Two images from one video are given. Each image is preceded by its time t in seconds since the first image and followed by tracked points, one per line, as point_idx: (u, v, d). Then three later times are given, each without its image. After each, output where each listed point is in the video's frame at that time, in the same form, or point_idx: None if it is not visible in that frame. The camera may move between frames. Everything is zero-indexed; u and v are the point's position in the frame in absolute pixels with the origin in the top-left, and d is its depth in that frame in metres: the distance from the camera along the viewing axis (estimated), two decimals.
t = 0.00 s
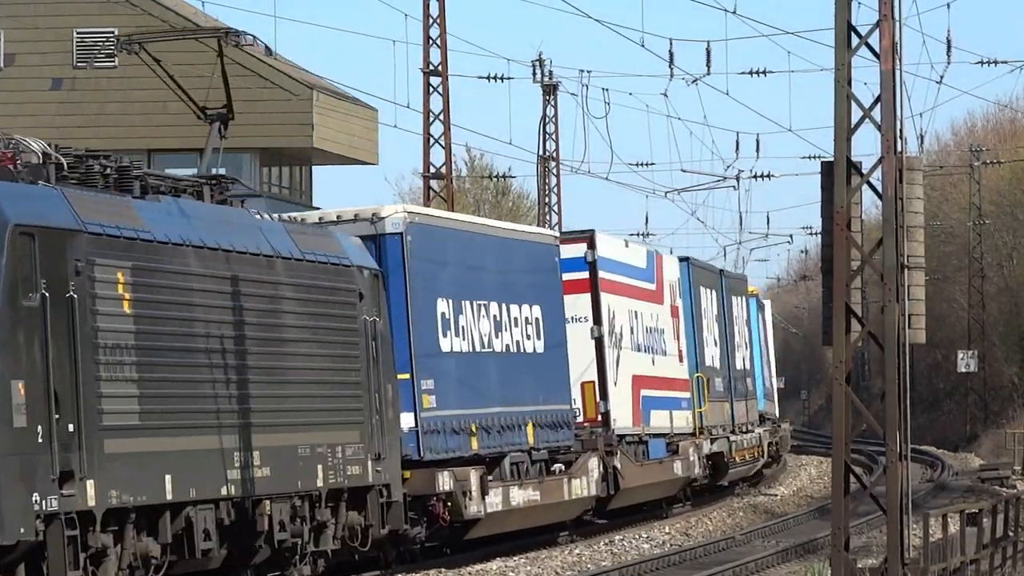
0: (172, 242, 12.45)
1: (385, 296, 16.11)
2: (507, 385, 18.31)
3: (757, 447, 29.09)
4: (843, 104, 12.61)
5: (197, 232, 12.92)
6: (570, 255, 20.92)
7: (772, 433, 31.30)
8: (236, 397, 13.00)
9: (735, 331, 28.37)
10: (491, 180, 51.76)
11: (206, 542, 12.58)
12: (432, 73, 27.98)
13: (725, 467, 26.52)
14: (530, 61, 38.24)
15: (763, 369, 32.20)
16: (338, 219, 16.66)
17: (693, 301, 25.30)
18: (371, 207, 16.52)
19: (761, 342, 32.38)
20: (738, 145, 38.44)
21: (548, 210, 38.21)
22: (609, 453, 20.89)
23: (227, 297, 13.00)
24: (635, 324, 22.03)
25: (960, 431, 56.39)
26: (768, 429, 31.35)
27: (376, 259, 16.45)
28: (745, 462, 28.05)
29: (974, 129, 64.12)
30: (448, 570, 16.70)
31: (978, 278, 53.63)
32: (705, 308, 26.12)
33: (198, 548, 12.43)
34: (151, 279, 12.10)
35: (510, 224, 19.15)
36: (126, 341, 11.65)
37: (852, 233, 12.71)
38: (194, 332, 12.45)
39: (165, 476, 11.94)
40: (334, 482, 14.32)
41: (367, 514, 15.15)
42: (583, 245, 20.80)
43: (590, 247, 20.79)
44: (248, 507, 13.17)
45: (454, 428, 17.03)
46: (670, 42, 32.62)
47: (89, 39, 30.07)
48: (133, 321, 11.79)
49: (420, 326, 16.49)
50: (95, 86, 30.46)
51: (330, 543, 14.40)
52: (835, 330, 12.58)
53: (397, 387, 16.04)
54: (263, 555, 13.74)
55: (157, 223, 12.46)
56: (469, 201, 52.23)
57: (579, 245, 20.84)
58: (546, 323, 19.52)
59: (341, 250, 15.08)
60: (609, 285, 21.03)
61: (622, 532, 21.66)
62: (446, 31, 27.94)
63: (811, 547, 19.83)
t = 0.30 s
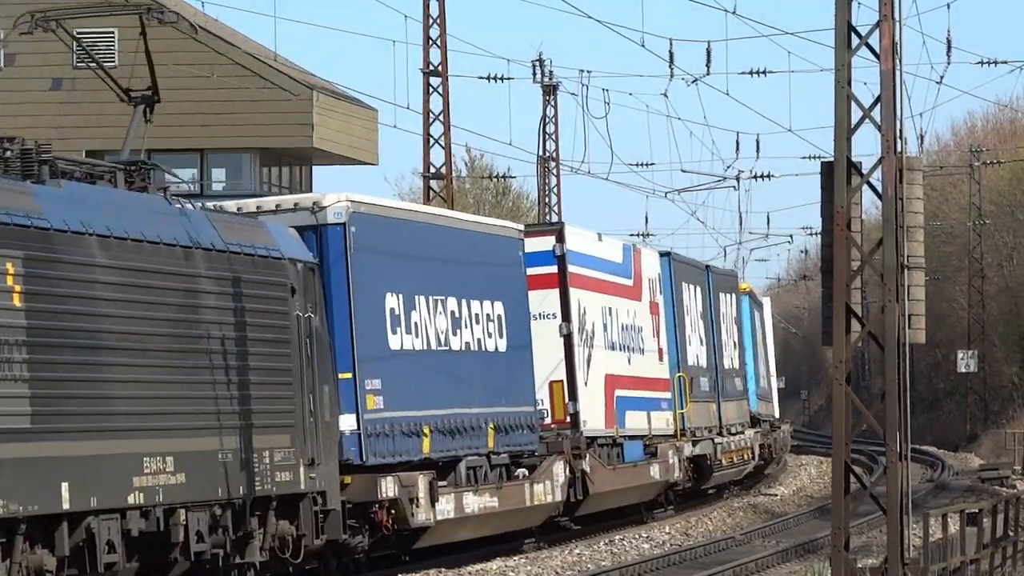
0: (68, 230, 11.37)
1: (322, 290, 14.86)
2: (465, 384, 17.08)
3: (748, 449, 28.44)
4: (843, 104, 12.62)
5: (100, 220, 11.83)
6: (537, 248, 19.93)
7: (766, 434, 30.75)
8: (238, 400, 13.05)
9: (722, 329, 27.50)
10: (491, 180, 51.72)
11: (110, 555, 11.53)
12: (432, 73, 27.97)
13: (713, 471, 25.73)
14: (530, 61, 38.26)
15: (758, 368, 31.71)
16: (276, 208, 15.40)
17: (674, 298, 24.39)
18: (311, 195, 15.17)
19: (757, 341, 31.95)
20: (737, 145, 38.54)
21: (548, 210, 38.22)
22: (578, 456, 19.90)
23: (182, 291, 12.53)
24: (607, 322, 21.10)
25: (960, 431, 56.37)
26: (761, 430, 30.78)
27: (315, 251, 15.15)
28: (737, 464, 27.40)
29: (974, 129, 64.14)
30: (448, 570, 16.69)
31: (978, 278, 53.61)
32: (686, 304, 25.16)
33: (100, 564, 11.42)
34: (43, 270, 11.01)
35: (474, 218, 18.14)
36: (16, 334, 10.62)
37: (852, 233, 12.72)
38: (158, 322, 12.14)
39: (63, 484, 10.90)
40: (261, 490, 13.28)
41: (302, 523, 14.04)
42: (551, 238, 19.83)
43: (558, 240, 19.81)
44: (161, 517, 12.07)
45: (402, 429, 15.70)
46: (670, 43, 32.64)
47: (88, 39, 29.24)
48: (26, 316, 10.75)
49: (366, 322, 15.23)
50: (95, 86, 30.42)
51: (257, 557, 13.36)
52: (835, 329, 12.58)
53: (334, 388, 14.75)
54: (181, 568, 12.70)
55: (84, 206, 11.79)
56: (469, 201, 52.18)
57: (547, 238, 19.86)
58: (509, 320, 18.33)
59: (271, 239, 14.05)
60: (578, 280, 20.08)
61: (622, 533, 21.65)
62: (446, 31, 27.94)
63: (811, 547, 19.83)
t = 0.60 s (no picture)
0: None
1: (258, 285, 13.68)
2: (422, 384, 15.94)
3: (735, 451, 27.75)
4: (843, 104, 12.61)
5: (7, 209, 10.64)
6: (506, 243, 18.98)
7: (758, 436, 30.25)
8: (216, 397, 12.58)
9: (709, 328, 26.77)
10: (491, 180, 51.73)
11: (10, 569, 10.43)
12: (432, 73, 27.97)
13: (696, 475, 24.88)
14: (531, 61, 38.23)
15: (752, 369, 31.34)
16: (211, 197, 14.22)
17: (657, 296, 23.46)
18: (249, 183, 13.99)
19: (751, 339, 31.57)
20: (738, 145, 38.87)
21: (548, 209, 38.22)
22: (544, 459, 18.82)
23: (97, 283, 11.37)
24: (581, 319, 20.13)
25: (960, 431, 56.40)
26: (753, 431, 30.27)
27: (253, 243, 13.99)
28: (722, 468, 26.69)
29: (974, 129, 64.15)
30: (448, 570, 16.66)
31: (977, 278, 53.62)
32: (670, 302, 24.23)
33: None
34: None
35: (426, 207, 16.89)
36: None
37: (852, 233, 12.71)
38: (66, 319, 11.00)
39: None
40: (184, 499, 12.03)
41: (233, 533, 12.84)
42: (521, 232, 18.88)
43: (528, 234, 18.86)
44: (71, 527, 10.90)
45: (346, 432, 14.54)
46: (670, 43, 32.66)
47: (87, 41, 28.39)
48: None
49: (307, 319, 14.09)
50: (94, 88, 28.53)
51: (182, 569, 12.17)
52: (835, 330, 12.58)
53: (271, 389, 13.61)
54: None
55: None
56: (469, 201, 52.21)
57: (517, 232, 18.90)
58: (469, 315, 17.16)
59: (200, 230, 12.80)
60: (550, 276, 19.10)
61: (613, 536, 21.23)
62: (446, 31, 27.93)
63: (812, 547, 19.82)
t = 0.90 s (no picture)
0: None
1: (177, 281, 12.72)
2: (364, 384, 14.93)
3: (720, 455, 27.18)
4: (844, 104, 12.61)
5: None
6: (463, 236, 18.11)
7: (747, 439, 29.61)
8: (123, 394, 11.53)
9: (692, 325, 26.12)
10: (491, 180, 51.67)
11: None
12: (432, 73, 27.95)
13: (674, 479, 24.21)
14: (531, 61, 38.22)
15: (742, 370, 30.86)
16: (131, 183, 13.19)
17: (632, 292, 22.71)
18: (173, 168, 12.99)
19: (742, 339, 31.07)
20: (739, 145, 38.98)
21: (548, 210, 38.23)
22: (502, 463, 17.91)
23: None
24: (545, 317, 19.37)
25: (960, 430, 56.44)
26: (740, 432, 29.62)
27: (175, 233, 12.99)
28: (703, 471, 25.96)
29: (974, 129, 64.17)
30: (449, 570, 16.66)
31: (978, 278, 53.60)
32: (646, 297, 23.48)
33: None
34: None
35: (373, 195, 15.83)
36: None
37: (852, 233, 12.71)
38: None
39: None
40: (86, 507, 10.97)
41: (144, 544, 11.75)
42: (480, 225, 18.05)
43: (488, 228, 18.04)
44: None
45: (276, 436, 13.53)
46: (670, 43, 32.70)
47: (86, 40, 28.41)
48: None
49: (232, 316, 13.11)
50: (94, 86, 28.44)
51: None
52: (835, 330, 12.58)
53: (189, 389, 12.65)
54: None
55: None
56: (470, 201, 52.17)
57: (476, 225, 18.07)
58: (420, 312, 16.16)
59: (106, 216, 11.72)
60: (511, 272, 18.31)
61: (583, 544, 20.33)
62: (446, 31, 27.92)
63: (811, 547, 19.83)
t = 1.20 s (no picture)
0: None
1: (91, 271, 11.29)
2: (304, 386, 13.60)
3: (705, 456, 26.55)
4: (844, 104, 12.61)
5: None
6: (422, 228, 17.23)
7: (733, 440, 28.86)
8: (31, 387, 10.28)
9: (674, 323, 25.28)
10: (491, 180, 51.64)
11: None
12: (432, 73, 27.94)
13: (654, 481, 23.53)
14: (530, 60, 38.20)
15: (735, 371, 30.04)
16: (46, 169, 11.75)
17: (608, 288, 21.82)
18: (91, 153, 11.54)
19: (733, 336, 30.05)
20: (739, 146, 39.02)
21: (548, 210, 38.22)
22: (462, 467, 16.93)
23: None
24: (511, 314, 18.52)
25: (960, 430, 56.45)
26: (727, 434, 28.83)
27: (93, 224, 11.56)
28: (684, 474, 25.24)
29: (974, 129, 64.18)
30: (448, 570, 16.65)
31: (977, 278, 53.58)
32: (624, 294, 22.61)
33: None
34: None
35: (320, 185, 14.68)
36: None
37: (852, 233, 12.72)
38: None
39: None
40: None
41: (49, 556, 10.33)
42: (441, 217, 17.20)
43: (449, 220, 17.18)
44: None
45: (203, 440, 12.17)
46: (669, 43, 32.70)
47: (86, 40, 28.41)
48: None
49: (156, 309, 11.81)
50: (95, 87, 28.44)
51: None
52: (835, 330, 12.58)
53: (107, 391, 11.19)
54: None
55: None
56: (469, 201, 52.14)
57: (436, 217, 17.21)
58: (368, 310, 14.93)
59: (9, 203, 10.36)
60: (474, 266, 17.49)
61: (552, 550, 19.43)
62: (446, 31, 27.93)
63: (812, 547, 19.83)
